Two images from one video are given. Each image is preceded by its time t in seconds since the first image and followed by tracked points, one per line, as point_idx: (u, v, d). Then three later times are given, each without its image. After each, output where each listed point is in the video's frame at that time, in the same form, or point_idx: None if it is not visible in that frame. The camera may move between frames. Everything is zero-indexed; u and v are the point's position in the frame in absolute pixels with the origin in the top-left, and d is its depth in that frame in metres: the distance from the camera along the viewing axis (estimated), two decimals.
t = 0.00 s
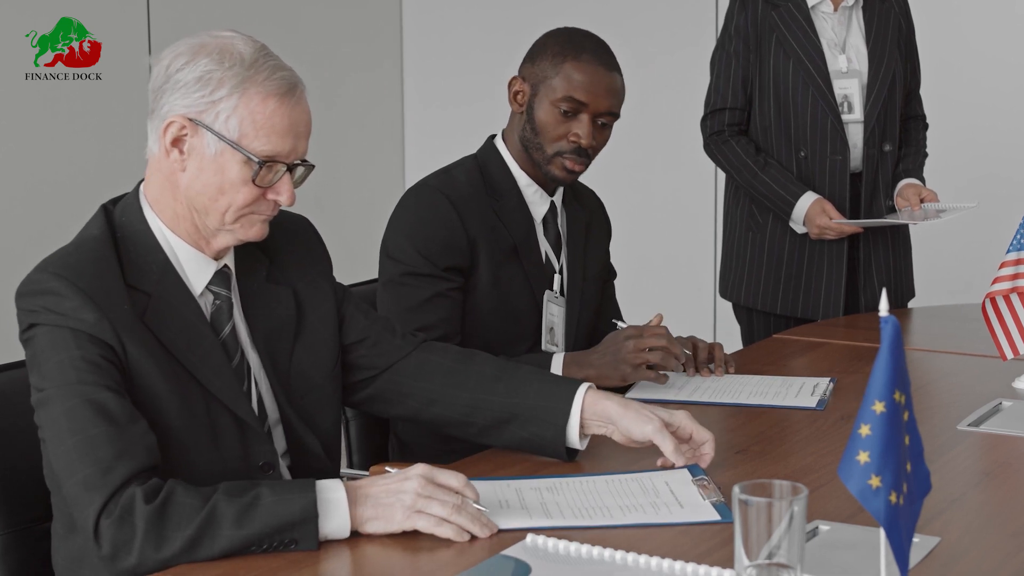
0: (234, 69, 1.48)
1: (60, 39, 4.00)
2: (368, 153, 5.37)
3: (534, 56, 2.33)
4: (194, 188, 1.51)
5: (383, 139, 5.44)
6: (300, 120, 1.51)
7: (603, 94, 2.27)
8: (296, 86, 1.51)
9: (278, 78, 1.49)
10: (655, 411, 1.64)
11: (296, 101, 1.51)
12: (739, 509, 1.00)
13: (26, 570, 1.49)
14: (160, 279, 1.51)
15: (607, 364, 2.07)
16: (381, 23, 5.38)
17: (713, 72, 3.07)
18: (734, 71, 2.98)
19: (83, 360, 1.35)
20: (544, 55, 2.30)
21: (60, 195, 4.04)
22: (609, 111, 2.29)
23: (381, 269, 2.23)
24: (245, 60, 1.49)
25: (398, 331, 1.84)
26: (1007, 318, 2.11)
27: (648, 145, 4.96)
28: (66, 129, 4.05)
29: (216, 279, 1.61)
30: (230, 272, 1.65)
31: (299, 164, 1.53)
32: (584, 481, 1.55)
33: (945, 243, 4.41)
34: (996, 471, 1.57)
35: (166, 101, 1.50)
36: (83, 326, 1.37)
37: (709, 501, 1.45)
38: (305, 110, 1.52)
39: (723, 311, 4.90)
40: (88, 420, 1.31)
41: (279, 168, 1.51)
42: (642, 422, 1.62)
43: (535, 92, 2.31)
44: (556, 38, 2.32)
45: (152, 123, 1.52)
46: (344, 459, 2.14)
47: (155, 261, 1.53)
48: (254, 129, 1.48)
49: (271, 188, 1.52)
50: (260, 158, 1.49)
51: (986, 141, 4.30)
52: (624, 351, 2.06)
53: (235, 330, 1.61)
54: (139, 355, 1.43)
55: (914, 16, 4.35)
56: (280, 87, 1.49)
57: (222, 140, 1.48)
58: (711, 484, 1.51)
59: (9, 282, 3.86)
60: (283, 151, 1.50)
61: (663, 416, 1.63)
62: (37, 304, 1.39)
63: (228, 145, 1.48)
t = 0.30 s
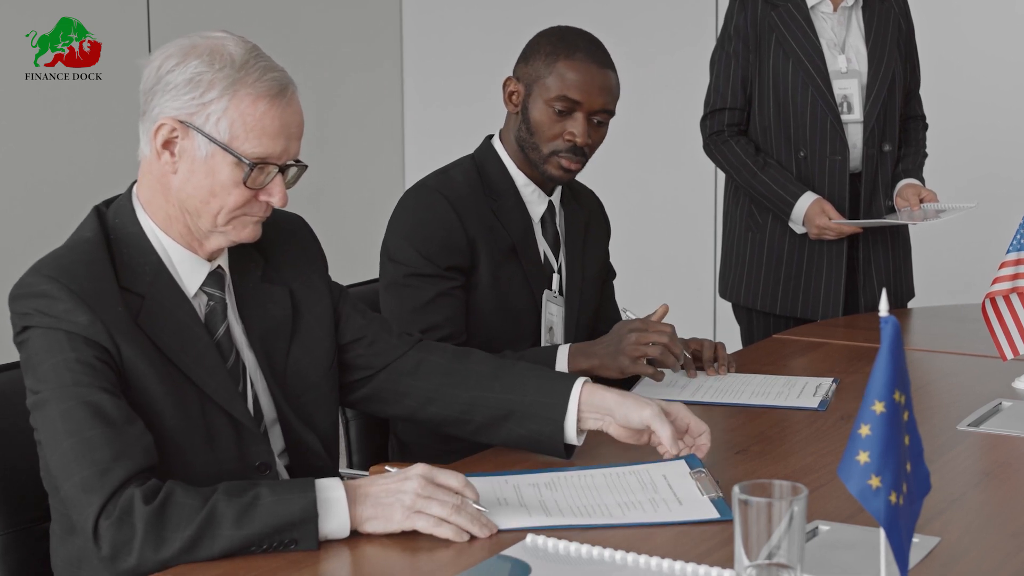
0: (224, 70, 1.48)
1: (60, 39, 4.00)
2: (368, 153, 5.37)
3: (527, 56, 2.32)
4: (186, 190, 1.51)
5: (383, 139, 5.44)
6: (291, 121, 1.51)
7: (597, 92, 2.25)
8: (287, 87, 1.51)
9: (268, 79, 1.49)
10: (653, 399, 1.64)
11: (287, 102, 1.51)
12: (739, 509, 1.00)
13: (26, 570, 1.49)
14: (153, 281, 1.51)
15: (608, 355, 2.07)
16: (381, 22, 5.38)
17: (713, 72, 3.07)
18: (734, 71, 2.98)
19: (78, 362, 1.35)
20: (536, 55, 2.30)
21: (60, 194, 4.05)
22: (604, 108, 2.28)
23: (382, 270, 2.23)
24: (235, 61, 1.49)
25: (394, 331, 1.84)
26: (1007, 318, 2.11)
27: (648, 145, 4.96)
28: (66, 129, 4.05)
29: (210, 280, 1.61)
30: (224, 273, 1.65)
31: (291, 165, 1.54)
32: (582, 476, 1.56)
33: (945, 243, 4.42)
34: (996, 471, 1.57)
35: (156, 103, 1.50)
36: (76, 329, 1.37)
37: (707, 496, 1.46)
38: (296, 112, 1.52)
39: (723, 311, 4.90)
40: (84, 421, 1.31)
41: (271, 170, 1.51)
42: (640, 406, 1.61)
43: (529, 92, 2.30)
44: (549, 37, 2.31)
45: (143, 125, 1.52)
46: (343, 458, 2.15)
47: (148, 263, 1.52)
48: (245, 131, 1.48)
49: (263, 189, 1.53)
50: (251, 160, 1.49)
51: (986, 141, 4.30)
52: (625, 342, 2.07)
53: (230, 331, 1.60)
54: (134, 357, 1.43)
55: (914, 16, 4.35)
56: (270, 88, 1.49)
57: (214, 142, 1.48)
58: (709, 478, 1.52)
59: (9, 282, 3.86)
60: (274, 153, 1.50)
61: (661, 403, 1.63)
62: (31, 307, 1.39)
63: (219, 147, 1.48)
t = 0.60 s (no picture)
0: (216, 71, 1.48)
1: (60, 39, 4.00)
2: (368, 153, 5.37)
3: (524, 56, 2.32)
4: (180, 192, 1.51)
5: (383, 139, 5.45)
6: (284, 121, 1.51)
7: (595, 90, 2.25)
8: (279, 87, 1.51)
9: (261, 80, 1.49)
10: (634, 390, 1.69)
11: (280, 102, 1.51)
12: (739, 508, 1.00)
13: (26, 570, 1.49)
14: (148, 281, 1.51)
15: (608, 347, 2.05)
16: (381, 22, 5.38)
17: (712, 72, 3.07)
18: (733, 71, 2.98)
19: (74, 362, 1.35)
20: (533, 55, 2.30)
21: (60, 194, 4.05)
22: (602, 106, 2.28)
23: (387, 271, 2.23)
24: (227, 62, 1.48)
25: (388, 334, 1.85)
26: (1007, 318, 2.11)
27: (647, 145, 4.96)
28: (66, 129, 4.05)
29: (204, 280, 1.61)
30: (218, 273, 1.65)
31: (284, 164, 1.54)
32: (581, 469, 1.56)
33: (945, 243, 4.42)
34: (996, 471, 1.57)
35: (148, 106, 1.49)
36: (73, 330, 1.37)
37: (708, 488, 1.46)
38: (289, 111, 1.53)
39: (723, 311, 4.89)
40: (83, 422, 1.31)
41: (265, 170, 1.51)
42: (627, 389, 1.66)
43: (527, 92, 2.30)
44: (545, 36, 2.31)
45: (135, 126, 1.51)
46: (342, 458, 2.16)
47: (142, 263, 1.52)
48: (238, 132, 1.48)
49: (257, 189, 1.53)
50: (246, 161, 1.49)
51: (985, 142, 4.31)
52: (625, 335, 2.04)
53: (225, 330, 1.61)
54: (131, 357, 1.43)
55: (914, 16, 4.35)
56: (263, 89, 1.49)
57: (207, 144, 1.48)
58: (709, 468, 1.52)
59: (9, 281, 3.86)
60: (268, 153, 1.50)
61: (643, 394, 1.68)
62: (26, 309, 1.38)
63: (213, 149, 1.48)
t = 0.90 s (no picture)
0: (213, 74, 1.48)
1: (60, 39, 4.00)
2: (368, 153, 5.37)
3: (525, 57, 2.32)
4: (182, 195, 1.51)
5: (383, 139, 5.45)
6: (281, 120, 1.52)
7: (595, 90, 2.25)
8: (276, 86, 1.51)
9: (259, 80, 1.49)
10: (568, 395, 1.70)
11: (277, 101, 1.51)
12: (739, 508, 1.00)
13: (26, 570, 1.49)
14: (146, 282, 1.51)
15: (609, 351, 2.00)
16: (381, 23, 5.38)
17: (712, 72, 3.07)
18: (732, 72, 2.98)
19: (75, 363, 1.35)
20: (533, 56, 2.29)
21: (60, 194, 4.05)
22: (603, 106, 2.27)
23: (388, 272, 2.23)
24: (223, 64, 1.48)
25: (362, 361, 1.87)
26: (1007, 318, 2.11)
27: (647, 145, 4.96)
28: (66, 129, 4.05)
29: (202, 279, 1.61)
30: (215, 273, 1.65)
31: (282, 162, 1.54)
32: (585, 456, 1.56)
33: (945, 244, 4.42)
34: (996, 471, 1.57)
35: (144, 110, 1.49)
36: (73, 331, 1.37)
37: (710, 478, 1.46)
38: (285, 110, 1.53)
39: (723, 311, 4.89)
40: (83, 422, 1.31)
41: (266, 169, 1.52)
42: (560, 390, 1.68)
43: (528, 93, 2.30)
44: (546, 37, 2.31)
45: (132, 131, 1.51)
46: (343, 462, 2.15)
47: (139, 263, 1.52)
48: (239, 134, 1.48)
49: (258, 188, 1.53)
50: (247, 162, 1.50)
51: (985, 142, 4.31)
52: (620, 344, 1.98)
53: (222, 329, 1.62)
54: (131, 358, 1.43)
55: (914, 17, 4.35)
56: (260, 90, 1.49)
57: (209, 147, 1.48)
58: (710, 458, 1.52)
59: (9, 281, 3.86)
60: (268, 153, 1.51)
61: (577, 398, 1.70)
62: (26, 310, 1.38)
63: (215, 152, 1.48)
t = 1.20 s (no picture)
0: (222, 77, 1.48)
1: (60, 39, 4.00)
2: (368, 153, 5.37)
3: (524, 59, 2.32)
4: (197, 200, 1.52)
5: (383, 139, 5.45)
6: (283, 111, 1.56)
7: (594, 91, 2.25)
8: (276, 80, 1.54)
9: (264, 79, 1.52)
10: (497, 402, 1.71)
11: (279, 94, 1.55)
12: (739, 510, 1.00)
13: (26, 570, 1.49)
14: (145, 280, 1.50)
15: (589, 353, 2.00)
16: (381, 23, 5.38)
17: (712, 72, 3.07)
18: (732, 71, 2.98)
19: (78, 363, 1.35)
20: (532, 57, 2.29)
21: (60, 194, 4.05)
22: (602, 107, 2.27)
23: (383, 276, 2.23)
24: (228, 65, 1.49)
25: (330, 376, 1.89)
26: (1007, 318, 2.11)
27: (647, 145, 4.96)
28: (66, 129, 4.05)
29: (201, 277, 1.62)
30: (212, 269, 1.66)
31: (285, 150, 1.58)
32: (590, 454, 1.58)
33: (945, 244, 4.42)
34: (996, 471, 1.57)
35: (151, 120, 1.47)
36: (76, 331, 1.37)
37: (715, 489, 1.45)
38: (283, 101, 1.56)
39: (723, 311, 4.89)
40: (85, 423, 1.31)
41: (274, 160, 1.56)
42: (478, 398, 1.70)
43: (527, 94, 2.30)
44: (545, 38, 2.31)
45: (135, 139, 1.49)
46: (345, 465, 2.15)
47: (138, 262, 1.51)
48: (253, 133, 1.51)
49: (267, 181, 1.57)
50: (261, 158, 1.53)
51: (985, 142, 4.31)
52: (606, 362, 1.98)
53: (220, 327, 1.63)
54: (133, 357, 1.43)
55: (914, 16, 4.36)
56: (265, 88, 1.52)
57: (225, 150, 1.50)
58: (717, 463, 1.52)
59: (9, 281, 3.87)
60: (276, 145, 1.55)
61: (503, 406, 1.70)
62: (28, 310, 1.38)
63: (231, 154, 1.50)
